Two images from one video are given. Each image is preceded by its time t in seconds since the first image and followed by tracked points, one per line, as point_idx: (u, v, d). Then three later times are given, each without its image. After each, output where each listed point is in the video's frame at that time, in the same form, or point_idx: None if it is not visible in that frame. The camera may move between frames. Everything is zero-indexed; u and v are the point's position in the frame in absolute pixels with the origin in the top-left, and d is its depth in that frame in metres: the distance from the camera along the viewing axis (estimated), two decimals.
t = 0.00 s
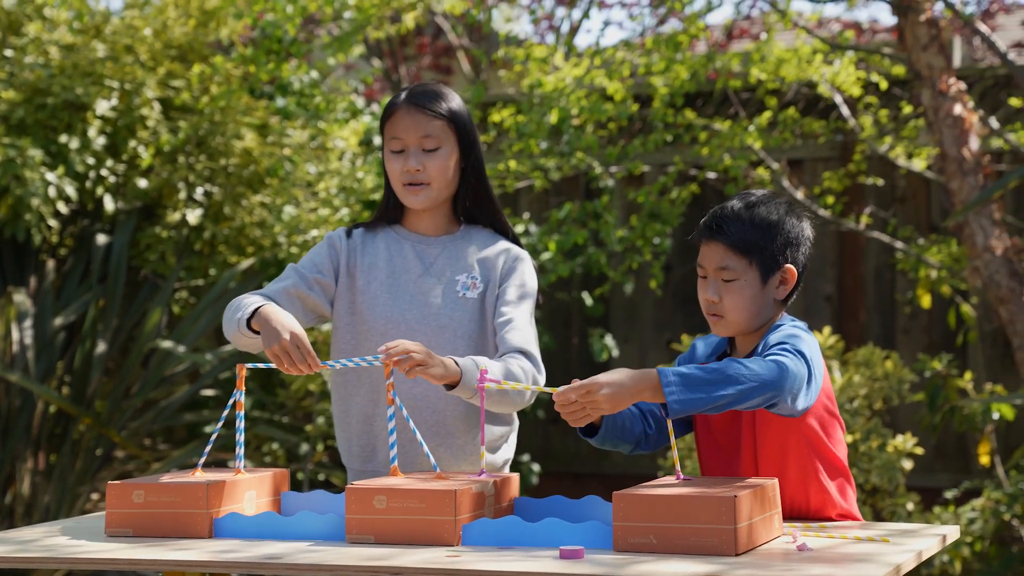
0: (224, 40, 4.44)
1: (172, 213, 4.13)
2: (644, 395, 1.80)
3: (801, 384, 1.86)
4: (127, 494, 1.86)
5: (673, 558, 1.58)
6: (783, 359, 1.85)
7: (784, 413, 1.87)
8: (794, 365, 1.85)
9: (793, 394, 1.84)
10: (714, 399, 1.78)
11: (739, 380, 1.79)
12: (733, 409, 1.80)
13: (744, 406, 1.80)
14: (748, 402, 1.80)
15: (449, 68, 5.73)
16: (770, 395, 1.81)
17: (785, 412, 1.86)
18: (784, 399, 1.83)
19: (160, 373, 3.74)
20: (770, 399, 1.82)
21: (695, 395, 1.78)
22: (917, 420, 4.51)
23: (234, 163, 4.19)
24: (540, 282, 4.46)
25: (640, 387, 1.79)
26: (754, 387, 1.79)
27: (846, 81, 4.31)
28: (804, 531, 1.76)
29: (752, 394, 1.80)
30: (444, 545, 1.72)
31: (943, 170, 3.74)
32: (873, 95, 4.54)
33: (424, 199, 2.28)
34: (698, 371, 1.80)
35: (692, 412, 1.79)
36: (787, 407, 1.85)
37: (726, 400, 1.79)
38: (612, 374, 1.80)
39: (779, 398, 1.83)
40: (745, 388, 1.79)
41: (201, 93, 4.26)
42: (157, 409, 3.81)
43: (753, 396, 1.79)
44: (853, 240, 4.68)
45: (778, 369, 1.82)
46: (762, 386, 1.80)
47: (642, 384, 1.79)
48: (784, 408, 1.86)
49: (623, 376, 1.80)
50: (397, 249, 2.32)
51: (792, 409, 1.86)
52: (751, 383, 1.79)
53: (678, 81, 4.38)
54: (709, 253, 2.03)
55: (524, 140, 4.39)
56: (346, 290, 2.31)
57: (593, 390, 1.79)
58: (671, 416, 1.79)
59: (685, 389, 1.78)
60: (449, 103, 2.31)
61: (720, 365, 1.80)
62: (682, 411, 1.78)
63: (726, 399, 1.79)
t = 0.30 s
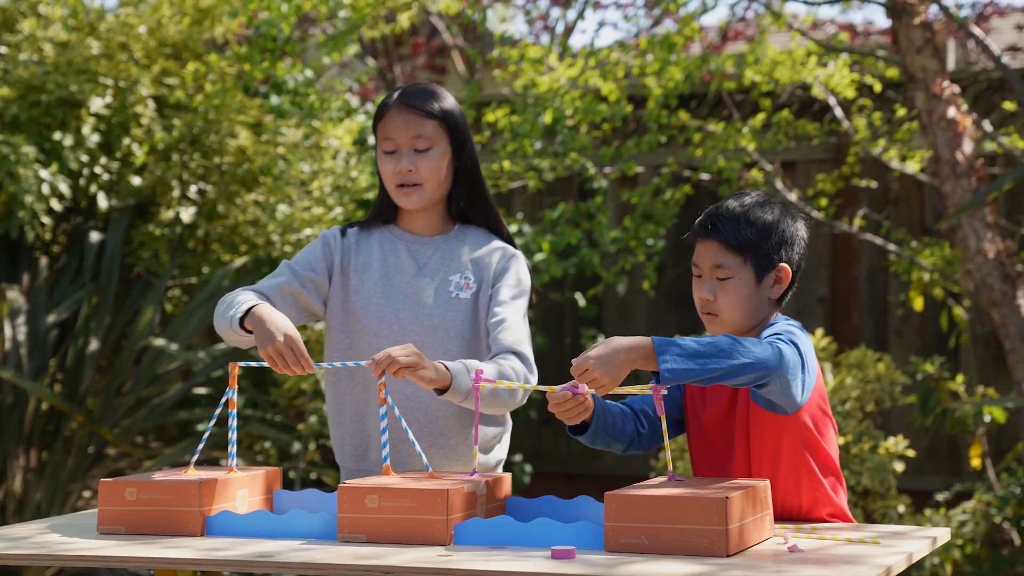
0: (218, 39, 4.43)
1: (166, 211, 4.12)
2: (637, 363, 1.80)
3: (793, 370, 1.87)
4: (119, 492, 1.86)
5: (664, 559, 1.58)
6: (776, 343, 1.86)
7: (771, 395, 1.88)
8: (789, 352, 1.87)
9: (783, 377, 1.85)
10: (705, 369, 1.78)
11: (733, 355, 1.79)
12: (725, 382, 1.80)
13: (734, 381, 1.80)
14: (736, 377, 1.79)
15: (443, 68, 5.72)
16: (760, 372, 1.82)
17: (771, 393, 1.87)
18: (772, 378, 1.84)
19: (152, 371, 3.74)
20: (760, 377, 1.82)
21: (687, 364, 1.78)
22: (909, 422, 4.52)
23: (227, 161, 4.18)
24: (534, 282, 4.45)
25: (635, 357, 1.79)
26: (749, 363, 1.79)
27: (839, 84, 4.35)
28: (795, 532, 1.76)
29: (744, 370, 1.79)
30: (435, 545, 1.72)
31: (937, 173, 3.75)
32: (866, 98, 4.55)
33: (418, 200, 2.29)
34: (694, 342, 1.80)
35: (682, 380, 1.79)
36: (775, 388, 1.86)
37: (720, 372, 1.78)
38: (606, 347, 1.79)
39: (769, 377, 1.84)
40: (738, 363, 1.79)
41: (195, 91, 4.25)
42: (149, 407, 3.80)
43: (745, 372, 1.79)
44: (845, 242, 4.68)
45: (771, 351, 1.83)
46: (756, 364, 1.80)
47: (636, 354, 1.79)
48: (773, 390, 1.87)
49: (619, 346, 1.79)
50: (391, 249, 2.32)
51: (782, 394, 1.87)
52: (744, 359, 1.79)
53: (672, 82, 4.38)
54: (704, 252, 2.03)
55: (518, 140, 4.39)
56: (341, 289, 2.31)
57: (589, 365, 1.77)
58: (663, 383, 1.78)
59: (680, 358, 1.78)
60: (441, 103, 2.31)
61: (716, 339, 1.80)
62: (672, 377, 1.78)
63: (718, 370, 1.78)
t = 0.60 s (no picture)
0: (217, 39, 4.43)
1: (164, 211, 4.12)
2: (637, 412, 1.81)
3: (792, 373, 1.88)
4: (116, 491, 1.87)
5: (660, 561, 1.59)
6: (768, 349, 1.87)
7: (776, 405, 1.88)
8: (783, 355, 1.87)
9: (783, 382, 1.86)
10: (705, 400, 1.79)
11: (728, 377, 1.81)
12: (726, 404, 1.82)
13: (736, 401, 1.82)
14: (738, 395, 1.82)
15: (442, 69, 5.73)
16: (760, 384, 1.83)
17: (777, 402, 1.88)
18: (773, 387, 1.85)
19: (150, 371, 3.73)
20: (759, 388, 1.83)
21: (688, 402, 1.79)
22: (906, 425, 4.52)
23: (226, 161, 4.18)
24: (532, 283, 4.46)
25: (634, 406, 1.81)
26: (744, 379, 1.81)
27: (838, 87, 4.35)
28: (791, 535, 1.77)
29: (741, 387, 1.81)
30: (431, 545, 1.72)
31: (935, 177, 3.76)
32: (864, 101, 4.56)
33: (415, 201, 2.29)
34: (685, 376, 1.81)
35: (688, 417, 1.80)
36: (777, 397, 1.87)
37: (718, 397, 1.80)
38: (603, 406, 1.83)
39: (770, 386, 1.85)
40: (735, 382, 1.81)
41: (194, 91, 4.25)
42: (146, 407, 3.80)
43: (743, 390, 1.81)
44: (843, 246, 4.66)
45: (765, 359, 1.84)
46: (753, 378, 1.82)
47: (634, 406, 1.80)
48: (776, 399, 1.87)
49: (613, 400, 1.82)
50: (389, 249, 2.33)
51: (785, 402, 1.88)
52: (739, 377, 1.81)
53: (670, 84, 4.38)
54: (703, 253, 2.04)
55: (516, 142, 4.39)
56: (340, 289, 2.31)
57: (590, 428, 1.82)
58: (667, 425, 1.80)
59: (677, 395, 1.79)
60: (439, 104, 2.31)
61: (707, 365, 1.82)
62: (679, 417, 1.79)
63: (718, 397, 1.80)
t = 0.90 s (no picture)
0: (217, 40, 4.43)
1: (163, 211, 4.13)
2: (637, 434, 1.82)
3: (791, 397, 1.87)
4: (113, 492, 1.87)
5: (656, 562, 1.59)
6: (767, 376, 1.84)
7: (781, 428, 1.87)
8: (779, 378, 1.85)
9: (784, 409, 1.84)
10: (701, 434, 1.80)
11: (725, 410, 1.80)
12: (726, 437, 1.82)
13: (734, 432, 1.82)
14: (736, 427, 1.82)
15: (441, 70, 5.73)
16: (759, 416, 1.82)
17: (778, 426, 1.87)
18: (775, 415, 1.84)
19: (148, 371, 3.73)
20: (759, 418, 1.82)
21: (684, 434, 1.80)
22: (904, 428, 4.52)
23: (225, 162, 4.19)
24: (530, 284, 4.45)
25: (634, 432, 1.80)
26: (742, 413, 1.80)
27: (836, 89, 4.35)
28: (787, 537, 1.77)
29: (739, 420, 1.81)
30: (427, 546, 1.72)
31: (933, 179, 3.76)
32: (863, 103, 4.56)
33: (413, 203, 2.29)
34: (683, 407, 1.81)
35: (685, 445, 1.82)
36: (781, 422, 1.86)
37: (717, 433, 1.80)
38: (604, 428, 1.81)
39: (771, 416, 1.83)
40: (732, 417, 1.80)
41: (193, 92, 4.26)
42: (144, 407, 3.80)
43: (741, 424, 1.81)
44: (842, 247, 4.66)
45: (762, 388, 1.82)
46: (752, 412, 1.81)
47: (632, 431, 1.80)
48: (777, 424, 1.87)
49: (616, 421, 1.81)
50: (386, 251, 2.33)
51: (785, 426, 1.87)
52: (737, 410, 1.80)
53: (668, 86, 4.38)
54: (699, 257, 2.04)
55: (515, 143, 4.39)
56: (337, 291, 2.32)
57: (590, 448, 1.80)
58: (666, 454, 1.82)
59: (675, 428, 1.80)
60: (436, 105, 2.32)
61: (707, 397, 1.81)
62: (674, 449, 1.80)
63: (714, 430, 1.81)
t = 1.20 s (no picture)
0: (220, 31, 4.43)
1: (165, 203, 4.13)
2: (630, 373, 1.82)
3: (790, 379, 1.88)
4: (115, 483, 1.87)
5: (656, 555, 1.59)
6: (773, 352, 1.87)
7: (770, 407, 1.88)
8: (783, 360, 1.87)
9: (779, 389, 1.86)
10: (698, 384, 1.79)
11: (726, 368, 1.80)
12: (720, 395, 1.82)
13: (729, 395, 1.82)
14: (733, 390, 1.81)
15: (445, 63, 5.72)
16: (756, 385, 1.82)
17: (769, 405, 1.88)
18: (768, 392, 1.85)
19: (151, 363, 3.73)
20: (755, 388, 1.83)
21: (681, 380, 1.80)
22: (907, 421, 4.52)
23: (228, 154, 4.19)
24: (533, 277, 4.45)
25: (629, 366, 1.81)
26: (742, 377, 1.81)
27: (840, 82, 4.34)
28: (788, 530, 1.77)
29: (738, 383, 1.81)
30: (428, 538, 1.72)
31: (936, 172, 3.75)
32: (867, 96, 4.55)
33: (413, 195, 2.29)
34: (686, 355, 1.81)
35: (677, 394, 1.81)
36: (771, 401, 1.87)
37: (713, 387, 1.80)
38: (600, 355, 1.82)
39: (766, 391, 1.85)
40: (733, 377, 1.80)
41: (196, 84, 4.25)
42: (147, 399, 3.80)
43: (739, 386, 1.81)
44: (845, 240, 4.67)
45: (766, 361, 1.84)
46: (753, 378, 1.81)
47: (629, 365, 1.81)
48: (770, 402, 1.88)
49: (612, 354, 1.82)
50: (387, 243, 2.33)
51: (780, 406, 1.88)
52: (738, 371, 1.80)
53: (671, 79, 4.37)
54: (700, 250, 2.03)
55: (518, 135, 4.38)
56: (339, 284, 2.32)
57: (581, 372, 1.80)
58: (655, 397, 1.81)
59: (671, 374, 1.80)
60: (435, 98, 2.31)
61: (711, 352, 1.81)
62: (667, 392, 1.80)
63: (712, 385, 1.80)
